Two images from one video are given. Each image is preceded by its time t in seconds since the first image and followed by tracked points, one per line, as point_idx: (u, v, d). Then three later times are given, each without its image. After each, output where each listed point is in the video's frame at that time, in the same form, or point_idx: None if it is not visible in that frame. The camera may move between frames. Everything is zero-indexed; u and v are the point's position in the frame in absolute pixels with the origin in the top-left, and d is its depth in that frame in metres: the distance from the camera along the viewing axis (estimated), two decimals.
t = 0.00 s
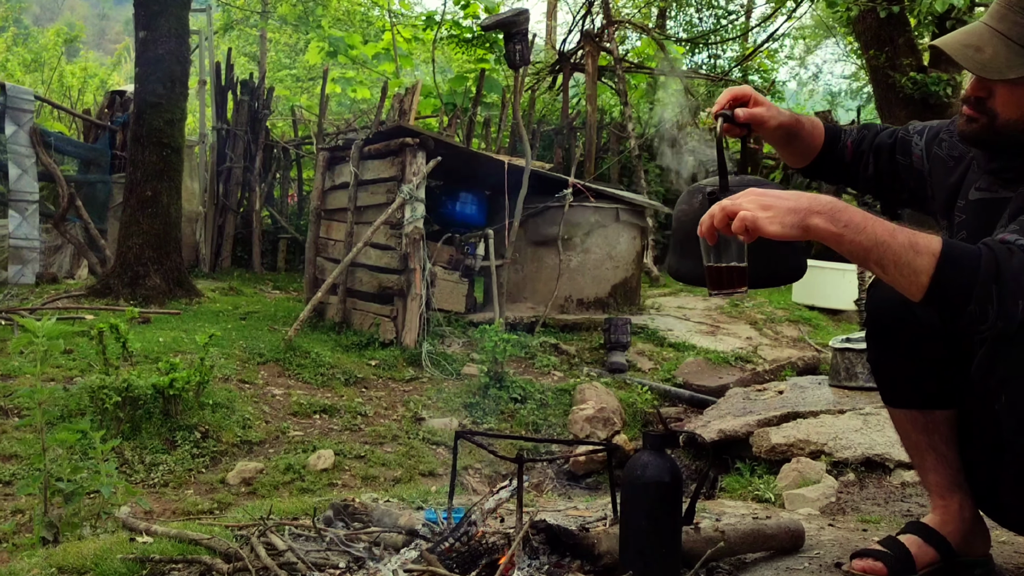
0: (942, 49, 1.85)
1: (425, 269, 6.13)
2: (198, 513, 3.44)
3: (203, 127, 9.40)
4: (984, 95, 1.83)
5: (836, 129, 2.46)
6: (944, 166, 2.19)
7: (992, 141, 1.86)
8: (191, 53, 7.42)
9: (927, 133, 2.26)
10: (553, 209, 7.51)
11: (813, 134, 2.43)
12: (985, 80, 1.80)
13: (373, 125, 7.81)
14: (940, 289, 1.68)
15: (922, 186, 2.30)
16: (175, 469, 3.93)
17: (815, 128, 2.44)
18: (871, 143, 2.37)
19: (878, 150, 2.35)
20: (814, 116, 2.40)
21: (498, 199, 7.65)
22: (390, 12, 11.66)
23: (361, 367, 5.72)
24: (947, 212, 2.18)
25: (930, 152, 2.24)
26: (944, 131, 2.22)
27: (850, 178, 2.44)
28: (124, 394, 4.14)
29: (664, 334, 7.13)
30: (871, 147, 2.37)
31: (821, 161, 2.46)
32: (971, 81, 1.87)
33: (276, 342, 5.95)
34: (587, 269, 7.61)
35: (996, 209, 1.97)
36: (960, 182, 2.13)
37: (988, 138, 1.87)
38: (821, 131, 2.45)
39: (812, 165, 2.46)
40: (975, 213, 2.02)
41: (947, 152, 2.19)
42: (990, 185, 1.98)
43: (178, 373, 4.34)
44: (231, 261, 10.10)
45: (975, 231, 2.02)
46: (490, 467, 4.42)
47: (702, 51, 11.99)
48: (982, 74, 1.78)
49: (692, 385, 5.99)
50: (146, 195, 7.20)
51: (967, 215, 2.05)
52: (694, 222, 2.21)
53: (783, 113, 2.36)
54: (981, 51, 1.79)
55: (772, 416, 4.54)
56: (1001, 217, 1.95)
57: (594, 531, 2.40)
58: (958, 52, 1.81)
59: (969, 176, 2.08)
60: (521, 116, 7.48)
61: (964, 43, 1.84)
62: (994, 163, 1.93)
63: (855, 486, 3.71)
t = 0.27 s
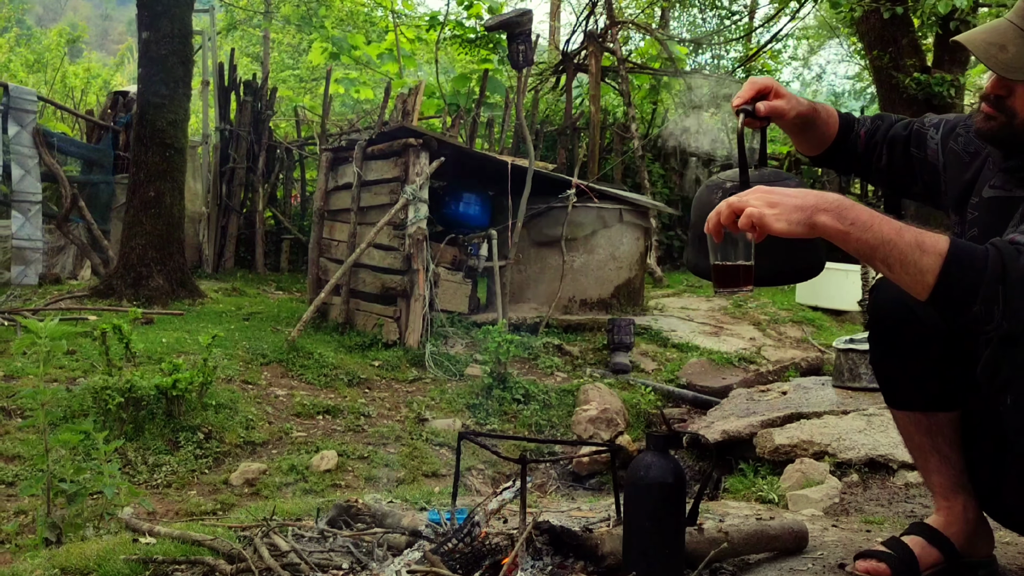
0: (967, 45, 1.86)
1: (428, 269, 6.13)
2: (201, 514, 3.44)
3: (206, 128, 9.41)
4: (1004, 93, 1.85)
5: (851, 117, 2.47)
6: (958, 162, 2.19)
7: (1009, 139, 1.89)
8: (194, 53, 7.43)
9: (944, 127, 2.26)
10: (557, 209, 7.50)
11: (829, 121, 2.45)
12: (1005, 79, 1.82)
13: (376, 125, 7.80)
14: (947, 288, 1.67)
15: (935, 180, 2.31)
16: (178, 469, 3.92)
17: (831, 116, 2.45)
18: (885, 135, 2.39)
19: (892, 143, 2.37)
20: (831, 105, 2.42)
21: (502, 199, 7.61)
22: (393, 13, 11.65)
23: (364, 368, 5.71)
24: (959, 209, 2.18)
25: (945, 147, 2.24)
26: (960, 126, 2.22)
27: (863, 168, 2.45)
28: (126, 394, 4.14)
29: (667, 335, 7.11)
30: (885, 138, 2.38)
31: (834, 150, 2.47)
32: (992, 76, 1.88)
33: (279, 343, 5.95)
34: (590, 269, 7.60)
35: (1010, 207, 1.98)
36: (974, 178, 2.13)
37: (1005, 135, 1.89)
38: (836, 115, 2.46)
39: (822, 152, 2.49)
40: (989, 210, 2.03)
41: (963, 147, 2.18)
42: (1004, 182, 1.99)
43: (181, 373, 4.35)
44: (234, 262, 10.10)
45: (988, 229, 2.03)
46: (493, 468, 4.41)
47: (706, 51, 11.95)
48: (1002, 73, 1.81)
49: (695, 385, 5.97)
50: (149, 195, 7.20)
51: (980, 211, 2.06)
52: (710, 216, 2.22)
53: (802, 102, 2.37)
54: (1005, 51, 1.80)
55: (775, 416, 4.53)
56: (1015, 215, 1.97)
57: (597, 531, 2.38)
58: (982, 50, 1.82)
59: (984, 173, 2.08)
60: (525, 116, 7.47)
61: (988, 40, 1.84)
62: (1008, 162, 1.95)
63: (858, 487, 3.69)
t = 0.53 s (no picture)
0: (979, 49, 1.85)
1: (431, 269, 6.14)
2: (204, 515, 3.43)
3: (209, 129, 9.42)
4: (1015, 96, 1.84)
5: (856, 114, 2.46)
6: (967, 160, 2.17)
7: (1018, 141, 1.88)
8: (196, 54, 7.43)
9: (950, 125, 2.25)
10: (560, 210, 7.49)
11: (834, 118, 2.43)
12: (1014, 81, 1.82)
13: (379, 126, 7.80)
14: (951, 292, 1.68)
15: (943, 178, 2.29)
16: (181, 470, 3.92)
17: (836, 113, 2.44)
18: (892, 131, 2.37)
19: (899, 139, 2.35)
20: (837, 102, 2.41)
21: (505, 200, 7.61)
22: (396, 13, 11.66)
23: (367, 369, 5.71)
24: (967, 209, 2.17)
25: (954, 145, 2.22)
26: (969, 124, 2.20)
27: (869, 165, 2.44)
28: (129, 395, 4.14)
29: (671, 335, 7.10)
30: (892, 135, 2.37)
31: (840, 146, 2.46)
32: (1003, 78, 1.87)
33: (282, 343, 5.95)
34: (593, 270, 7.59)
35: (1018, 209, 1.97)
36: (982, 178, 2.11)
37: (1015, 137, 1.88)
38: (842, 112, 2.45)
39: (830, 149, 2.47)
40: (997, 211, 2.02)
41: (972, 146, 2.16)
42: (1011, 183, 1.98)
43: (184, 374, 4.35)
44: (237, 262, 10.11)
45: (995, 229, 2.02)
46: (497, 469, 4.40)
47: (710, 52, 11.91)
48: (1011, 75, 1.80)
49: (699, 386, 5.96)
50: (152, 196, 7.21)
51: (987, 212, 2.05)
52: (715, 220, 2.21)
53: (806, 101, 2.36)
54: (1018, 54, 1.78)
55: (778, 417, 4.51)
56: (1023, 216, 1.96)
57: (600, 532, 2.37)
58: (995, 55, 1.81)
59: (992, 173, 2.06)
60: (528, 117, 7.45)
61: (1002, 43, 1.83)
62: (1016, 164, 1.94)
63: (862, 488, 3.68)
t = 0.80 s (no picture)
0: (983, 51, 1.83)
1: (435, 270, 6.16)
2: (207, 516, 3.43)
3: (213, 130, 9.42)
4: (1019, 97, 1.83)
5: (860, 113, 2.43)
6: (971, 160, 2.16)
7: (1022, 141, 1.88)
8: (200, 55, 7.43)
9: (955, 126, 2.24)
10: (563, 210, 7.49)
11: (838, 118, 2.41)
12: (1017, 83, 1.82)
13: (382, 126, 7.80)
14: (953, 294, 1.67)
15: (947, 178, 2.29)
16: (184, 471, 3.92)
17: (839, 112, 2.41)
18: (896, 131, 2.36)
19: (903, 140, 2.34)
20: (839, 102, 2.38)
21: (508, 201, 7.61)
22: (400, 14, 11.66)
23: (370, 369, 5.70)
24: (971, 209, 2.16)
25: (958, 145, 2.21)
26: (973, 124, 2.20)
27: (873, 165, 2.42)
28: (133, 396, 4.14)
29: (674, 336, 7.09)
30: (896, 134, 2.36)
31: (844, 147, 2.44)
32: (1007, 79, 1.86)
33: (286, 344, 5.95)
34: (597, 271, 7.58)
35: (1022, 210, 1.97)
36: (986, 178, 2.11)
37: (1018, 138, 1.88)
38: (845, 112, 2.42)
39: (833, 150, 2.44)
40: (1000, 212, 2.02)
41: (976, 146, 2.16)
42: (1016, 184, 1.98)
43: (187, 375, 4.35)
44: (240, 263, 10.12)
45: (999, 230, 2.02)
46: (500, 470, 4.39)
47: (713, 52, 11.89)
48: (1014, 78, 1.80)
49: (702, 387, 5.95)
50: (155, 197, 7.21)
51: (991, 213, 2.05)
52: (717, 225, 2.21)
53: (810, 100, 2.33)
54: (1022, 56, 1.77)
55: (782, 418, 4.50)
56: None
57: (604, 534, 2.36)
58: (1000, 56, 1.79)
59: (996, 173, 2.06)
60: (531, 117, 7.44)
61: (1005, 44, 1.81)
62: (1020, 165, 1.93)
63: (866, 488, 3.66)
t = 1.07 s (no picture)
0: (986, 53, 1.83)
1: (438, 271, 6.15)
2: (210, 517, 3.42)
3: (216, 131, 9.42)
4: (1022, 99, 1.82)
5: (862, 114, 2.42)
6: (974, 161, 2.15)
7: None
8: (203, 55, 7.43)
9: (957, 127, 2.23)
10: (566, 211, 7.48)
11: (840, 120, 2.40)
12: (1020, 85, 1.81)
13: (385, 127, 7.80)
14: (956, 296, 1.66)
15: (950, 179, 2.28)
16: (187, 472, 3.92)
17: (841, 114, 2.40)
18: (898, 132, 2.35)
19: (905, 141, 2.33)
20: (842, 103, 2.37)
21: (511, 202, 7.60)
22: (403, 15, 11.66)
23: (373, 370, 5.70)
24: (973, 210, 2.15)
25: (961, 146, 2.20)
26: (975, 125, 2.19)
27: (876, 166, 2.41)
28: (136, 397, 4.14)
29: (678, 337, 7.08)
30: (899, 136, 2.35)
31: (846, 148, 2.42)
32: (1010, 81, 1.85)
33: (289, 345, 5.95)
34: (600, 271, 7.57)
35: None
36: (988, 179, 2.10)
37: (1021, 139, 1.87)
38: (847, 113, 2.41)
39: (836, 151, 2.43)
40: (1004, 213, 2.01)
41: (978, 147, 2.15)
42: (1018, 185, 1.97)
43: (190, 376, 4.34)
44: (243, 263, 10.13)
45: (1003, 230, 2.01)
46: (503, 471, 4.39)
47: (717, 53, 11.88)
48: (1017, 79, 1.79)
49: (705, 388, 5.93)
50: (158, 197, 7.22)
51: (994, 213, 2.04)
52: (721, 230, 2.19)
53: (813, 101, 2.31)
54: None
55: (785, 419, 4.49)
56: None
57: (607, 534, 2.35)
58: (1003, 57, 1.78)
59: (998, 174, 2.05)
60: (534, 117, 7.43)
61: (1008, 46, 1.80)
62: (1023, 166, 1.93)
63: (869, 489, 3.65)
